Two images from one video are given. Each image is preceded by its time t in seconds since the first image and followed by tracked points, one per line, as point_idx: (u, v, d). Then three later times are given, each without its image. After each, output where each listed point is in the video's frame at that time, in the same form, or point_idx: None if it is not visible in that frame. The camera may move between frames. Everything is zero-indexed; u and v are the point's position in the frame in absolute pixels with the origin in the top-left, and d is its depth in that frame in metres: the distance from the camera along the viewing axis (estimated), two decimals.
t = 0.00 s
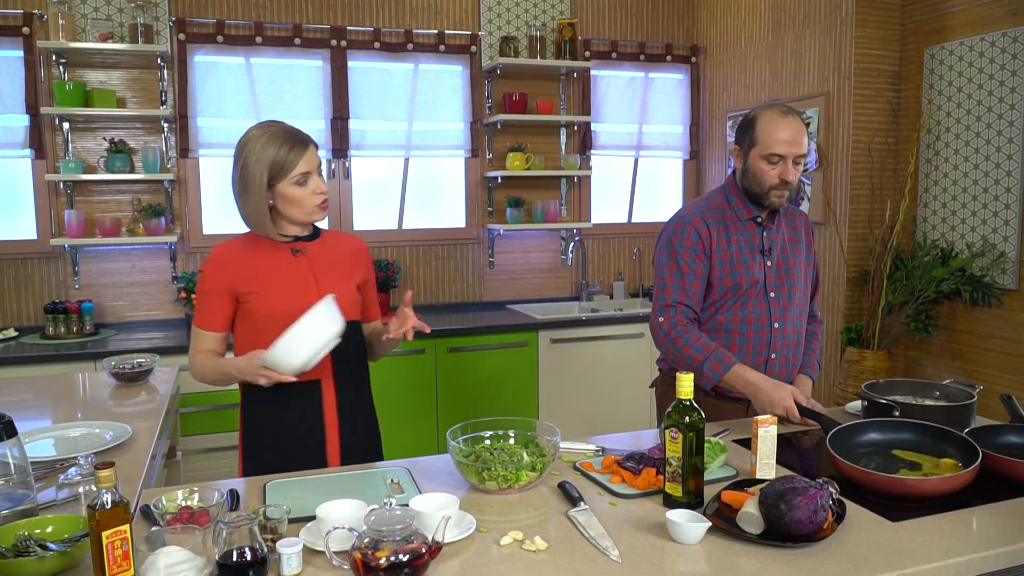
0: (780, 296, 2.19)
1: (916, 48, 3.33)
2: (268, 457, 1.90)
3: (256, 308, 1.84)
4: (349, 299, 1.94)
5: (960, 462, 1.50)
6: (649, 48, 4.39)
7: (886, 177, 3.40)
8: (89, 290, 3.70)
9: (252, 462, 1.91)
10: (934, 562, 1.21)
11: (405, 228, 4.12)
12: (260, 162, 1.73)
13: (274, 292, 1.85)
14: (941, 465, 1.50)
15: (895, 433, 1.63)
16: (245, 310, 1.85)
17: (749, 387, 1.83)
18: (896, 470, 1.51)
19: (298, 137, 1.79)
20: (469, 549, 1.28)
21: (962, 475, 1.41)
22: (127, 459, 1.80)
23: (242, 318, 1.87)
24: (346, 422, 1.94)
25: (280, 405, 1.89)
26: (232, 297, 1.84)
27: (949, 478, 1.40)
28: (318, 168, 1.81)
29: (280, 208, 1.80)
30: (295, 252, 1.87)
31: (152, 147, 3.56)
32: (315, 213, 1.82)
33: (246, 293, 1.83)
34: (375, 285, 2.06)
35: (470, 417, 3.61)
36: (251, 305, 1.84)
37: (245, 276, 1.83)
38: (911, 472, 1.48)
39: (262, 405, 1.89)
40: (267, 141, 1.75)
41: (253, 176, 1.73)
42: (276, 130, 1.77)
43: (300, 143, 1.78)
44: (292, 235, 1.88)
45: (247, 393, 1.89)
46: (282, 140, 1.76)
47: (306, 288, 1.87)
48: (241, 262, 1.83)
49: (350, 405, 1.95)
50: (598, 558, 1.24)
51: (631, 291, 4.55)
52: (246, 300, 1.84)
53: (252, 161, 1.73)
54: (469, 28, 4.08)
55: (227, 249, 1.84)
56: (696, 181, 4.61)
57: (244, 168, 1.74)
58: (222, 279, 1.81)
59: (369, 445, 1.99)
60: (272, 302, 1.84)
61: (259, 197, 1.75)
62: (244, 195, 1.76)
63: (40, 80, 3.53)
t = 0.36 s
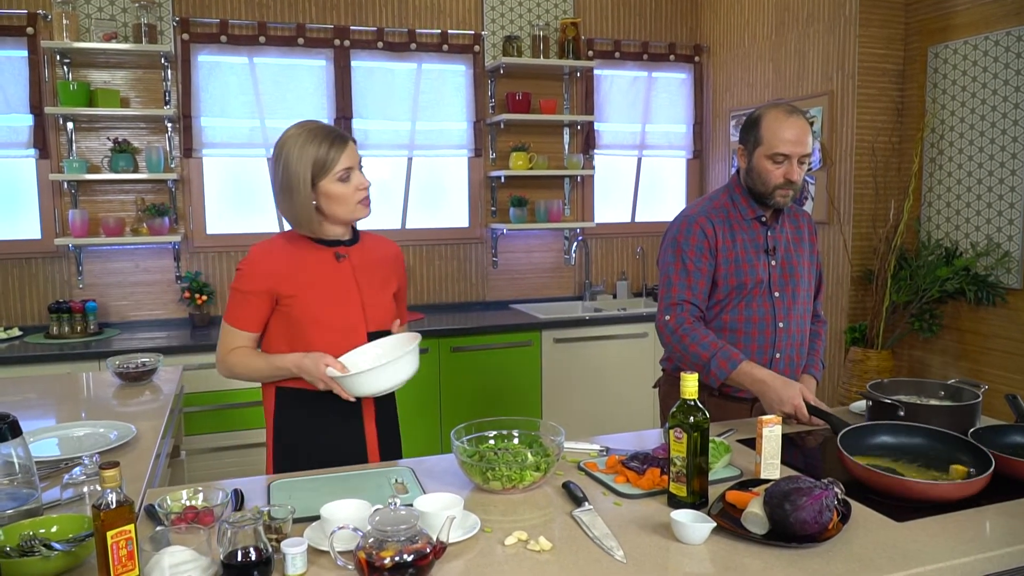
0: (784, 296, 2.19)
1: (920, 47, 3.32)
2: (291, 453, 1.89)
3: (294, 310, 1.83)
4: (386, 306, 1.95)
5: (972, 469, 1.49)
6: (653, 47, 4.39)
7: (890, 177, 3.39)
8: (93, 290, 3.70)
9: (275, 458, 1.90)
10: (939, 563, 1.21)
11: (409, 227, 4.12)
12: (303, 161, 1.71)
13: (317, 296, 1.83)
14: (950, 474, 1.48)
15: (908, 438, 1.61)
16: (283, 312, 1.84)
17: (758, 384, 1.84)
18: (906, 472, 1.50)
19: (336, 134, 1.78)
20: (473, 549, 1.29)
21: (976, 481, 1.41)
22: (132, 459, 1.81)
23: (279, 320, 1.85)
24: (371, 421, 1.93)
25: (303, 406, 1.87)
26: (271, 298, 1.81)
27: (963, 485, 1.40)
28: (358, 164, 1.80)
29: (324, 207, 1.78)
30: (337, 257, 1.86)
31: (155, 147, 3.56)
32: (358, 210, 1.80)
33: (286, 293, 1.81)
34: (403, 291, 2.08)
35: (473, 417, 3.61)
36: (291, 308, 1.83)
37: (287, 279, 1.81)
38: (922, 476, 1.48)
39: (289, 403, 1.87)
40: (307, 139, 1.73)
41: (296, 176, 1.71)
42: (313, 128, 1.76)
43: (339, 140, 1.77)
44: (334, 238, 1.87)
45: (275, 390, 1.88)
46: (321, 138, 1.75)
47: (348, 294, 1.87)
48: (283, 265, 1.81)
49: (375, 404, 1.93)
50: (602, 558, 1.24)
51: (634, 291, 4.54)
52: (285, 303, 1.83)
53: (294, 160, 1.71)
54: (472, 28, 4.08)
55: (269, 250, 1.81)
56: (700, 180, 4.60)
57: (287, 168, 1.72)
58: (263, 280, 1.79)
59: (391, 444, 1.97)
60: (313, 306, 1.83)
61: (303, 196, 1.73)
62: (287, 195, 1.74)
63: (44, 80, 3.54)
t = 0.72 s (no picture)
0: (788, 295, 2.18)
1: (925, 46, 3.31)
2: (298, 449, 1.89)
3: (307, 302, 1.83)
4: (398, 300, 1.96)
5: (981, 472, 1.48)
6: (656, 47, 4.38)
7: (894, 176, 3.38)
8: (97, 290, 3.71)
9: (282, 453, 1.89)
10: (945, 562, 1.20)
11: (412, 227, 4.12)
12: (325, 151, 1.71)
13: (331, 288, 1.84)
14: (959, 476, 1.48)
15: (918, 438, 1.60)
16: (296, 304, 1.83)
17: (767, 380, 1.83)
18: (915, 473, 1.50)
19: (357, 125, 1.78)
20: (479, 548, 1.28)
21: (986, 483, 1.40)
22: (136, 458, 1.81)
23: (291, 312, 1.85)
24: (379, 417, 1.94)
25: (311, 404, 1.86)
26: (284, 289, 1.81)
27: (974, 485, 1.39)
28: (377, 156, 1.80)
29: (342, 197, 1.78)
30: (352, 249, 1.87)
31: (159, 146, 3.56)
32: (375, 202, 1.80)
33: (300, 284, 1.81)
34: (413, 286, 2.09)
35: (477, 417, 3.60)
36: (304, 299, 1.83)
37: (302, 270, 1.81)
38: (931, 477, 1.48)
39: (299, 397, 1.86)
40: (328, 129, 1.73)
41: (317, 165, 1.71)
42: (335, 118, 1.76)
43: (360, 131, 1.77)
44: (348, 230, 1.88)
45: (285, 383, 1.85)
46: (343, 128, 1.74)
47: (363, 286, 1.87)
48: (298, 255, 1.81)
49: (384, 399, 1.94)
50: (607, 558, 1.24)
51: (638, 291, 4.54)
52: (299, 294, 1.82)
53: (315, 149, 1.71)
54: (475, 27, 4.08)
55: (282, 240, 1.81)
56: (704, 180, 4.59)
57: (307, 157, 1.72)
58: (277, 270, 1.78)
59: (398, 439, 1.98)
60: (327, 298, 1.83)
61: (322, 185, 1.73)
62: (306, 184, 1.74)
63: (48, 80, 3.54)
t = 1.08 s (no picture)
0: (789, 294, 2.18)
1: (928, 45, 3.31)
2: (300, 447, 1.89)
3: (306, 304, 1.83)
4: (396, 301, 1.97)
5: (982, 472, 1.48)
6: (659, 46, 4.38)
7: (898, 175, 3.38)
8: (100, 289, 3.72)
9: (283, 450, 1.89)
10: (949, 561, 1.20)
11: (415, 227, 4.13)
12: (328, 151, 1.71)
13: (330, 290, 1.84)
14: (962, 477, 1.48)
15: (920, 445, 1.60)
16: (294, 307, 1.83)
17: (772, 384, 1.84)
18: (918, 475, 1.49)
19: (361, 127, 1.78)
20: (481, 547, 1.29)
21: (990, 479, 1.40)
22: (139, 457, 1.81)
23: (289, 315, 1.85)
24: (382, 416, 1.94)
25: (314, 402, 1.87)
26: (282, 292, 1.81)
27: (978, 481, 1.39)
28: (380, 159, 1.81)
29: (343, 198, 1.78)
30: (350, 251, 1.87)
31: (162, 146, 3.57)
32: (375, 204, 1.80)
33: (298, 287, 1.81)
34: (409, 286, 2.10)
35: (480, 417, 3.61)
36: (303, 302, 1.82)
37: (300, 273, 1.81)
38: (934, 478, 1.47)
39: (298, 399, 1.86)
40: (332, 129, 1.73)
41: (320, 165, 1.71)
42: (339, 119, 1.76)
43: (365, 134, 1.78)
44: (346, 232, 1.88)
45: (283, 388, 1.86)
46: (348, 129, 1.75)
47: (362, 287, 1.88)
48: (295, 258, 1.80)
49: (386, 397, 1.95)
50: (610, 556, 1.24)
51: (640, 290, 4.54)
52: (297, 297, 1.82)
53: (318, 148, 1.71)
54: (478, 27, 4.08)
55: (279, 243, 1.81)
56: (706, 179, 4.59)
57: (310, 155, 1.72)
58: (275, 273, 1.78)
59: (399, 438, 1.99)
60: (326, 300, 1.84)
61: (323, 184, 1.73)
62: (307, 182, 1.74)
63: (51, 79, 3.55)
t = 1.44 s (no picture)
0: (785, 293, 2.18)
1: (928, 45, 3.31)
2: (302, 447, 1.89)
3: (304, 307, 1.83)
4: (394, 302, 1.97)
5: (983, 471, 1.49)
6: (660, 46, 4.39)
7: (898, 175, 3.37)
8: (102, 289, 3.72)
9: (285, 450, 1.89)
10: (950, 561, 1.20)
11: (416, 227, 4.13)
12: (328, 151, 1.72)
13: (327, 292, 1.84)
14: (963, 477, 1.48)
15: (920, 444, 1.60)
16: (292, 310, 1.84)
17: (751, 372, 1.84)
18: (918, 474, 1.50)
19: (362, 129, 1.79)
20: (483, 546, 1.29)
21: (991, 478, 1.40)
22: (141, 457, 1.82)
23: (287, 317, 1.85)
24: (383, 415, 1.95)
25: (316, 404, 1.87)
26: (279, 295, 1.81)
27: (979, 481, 1.40)
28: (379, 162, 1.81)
29: (340, 199, 1.78)
30: (347, 252, 1.87)
31: (164, 146, 3.57)
32: (372, 206, 1.81)
33: (295, 289, 1.82)
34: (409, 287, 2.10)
35: (481, 416, 3.61)
36: (301, 304, 1.83)
37: (297, 275, 1.81)
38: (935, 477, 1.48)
39: (297, 399, 1.86)
40: (333, 130, 1.73)
41: (319, 164, 1.71)
42: (340, 119, 1.76)
43: (365, 136, 1.78)
44: (344, 233, 1.88)
45: (283, 390, 1.87)
46: (349, 131, 1.75)
47: (360, 288, 1.88)
48: (292, 260, 1.81)
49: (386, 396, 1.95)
50: (611, 556, 1.24)
51: (641, 290, 4.54)
52: (294, 299, 1.83)
53: (318, 148, 1.72)
54: (479, 27, 4.08)
55: (276, 246, 1.81)
56: (707, 179, 4.60)
57: (309, 155, 1.72)
58: (272, 276, 1.78)
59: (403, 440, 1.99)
60: (324, 302, 1.84)
61: (321, 184, 1.73)
62: (306, 181, 1.74)
63: (53, 80, 3.55)
